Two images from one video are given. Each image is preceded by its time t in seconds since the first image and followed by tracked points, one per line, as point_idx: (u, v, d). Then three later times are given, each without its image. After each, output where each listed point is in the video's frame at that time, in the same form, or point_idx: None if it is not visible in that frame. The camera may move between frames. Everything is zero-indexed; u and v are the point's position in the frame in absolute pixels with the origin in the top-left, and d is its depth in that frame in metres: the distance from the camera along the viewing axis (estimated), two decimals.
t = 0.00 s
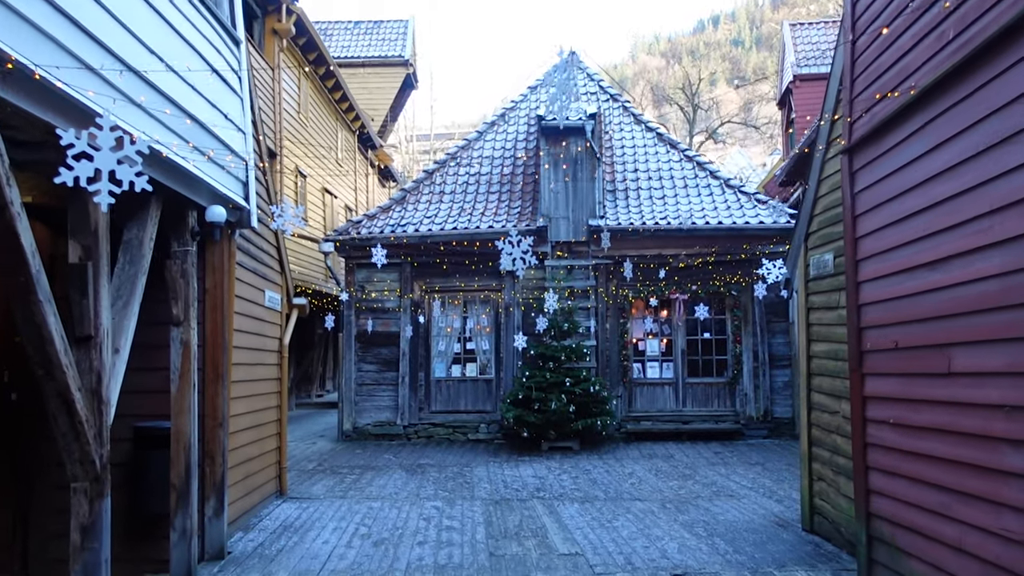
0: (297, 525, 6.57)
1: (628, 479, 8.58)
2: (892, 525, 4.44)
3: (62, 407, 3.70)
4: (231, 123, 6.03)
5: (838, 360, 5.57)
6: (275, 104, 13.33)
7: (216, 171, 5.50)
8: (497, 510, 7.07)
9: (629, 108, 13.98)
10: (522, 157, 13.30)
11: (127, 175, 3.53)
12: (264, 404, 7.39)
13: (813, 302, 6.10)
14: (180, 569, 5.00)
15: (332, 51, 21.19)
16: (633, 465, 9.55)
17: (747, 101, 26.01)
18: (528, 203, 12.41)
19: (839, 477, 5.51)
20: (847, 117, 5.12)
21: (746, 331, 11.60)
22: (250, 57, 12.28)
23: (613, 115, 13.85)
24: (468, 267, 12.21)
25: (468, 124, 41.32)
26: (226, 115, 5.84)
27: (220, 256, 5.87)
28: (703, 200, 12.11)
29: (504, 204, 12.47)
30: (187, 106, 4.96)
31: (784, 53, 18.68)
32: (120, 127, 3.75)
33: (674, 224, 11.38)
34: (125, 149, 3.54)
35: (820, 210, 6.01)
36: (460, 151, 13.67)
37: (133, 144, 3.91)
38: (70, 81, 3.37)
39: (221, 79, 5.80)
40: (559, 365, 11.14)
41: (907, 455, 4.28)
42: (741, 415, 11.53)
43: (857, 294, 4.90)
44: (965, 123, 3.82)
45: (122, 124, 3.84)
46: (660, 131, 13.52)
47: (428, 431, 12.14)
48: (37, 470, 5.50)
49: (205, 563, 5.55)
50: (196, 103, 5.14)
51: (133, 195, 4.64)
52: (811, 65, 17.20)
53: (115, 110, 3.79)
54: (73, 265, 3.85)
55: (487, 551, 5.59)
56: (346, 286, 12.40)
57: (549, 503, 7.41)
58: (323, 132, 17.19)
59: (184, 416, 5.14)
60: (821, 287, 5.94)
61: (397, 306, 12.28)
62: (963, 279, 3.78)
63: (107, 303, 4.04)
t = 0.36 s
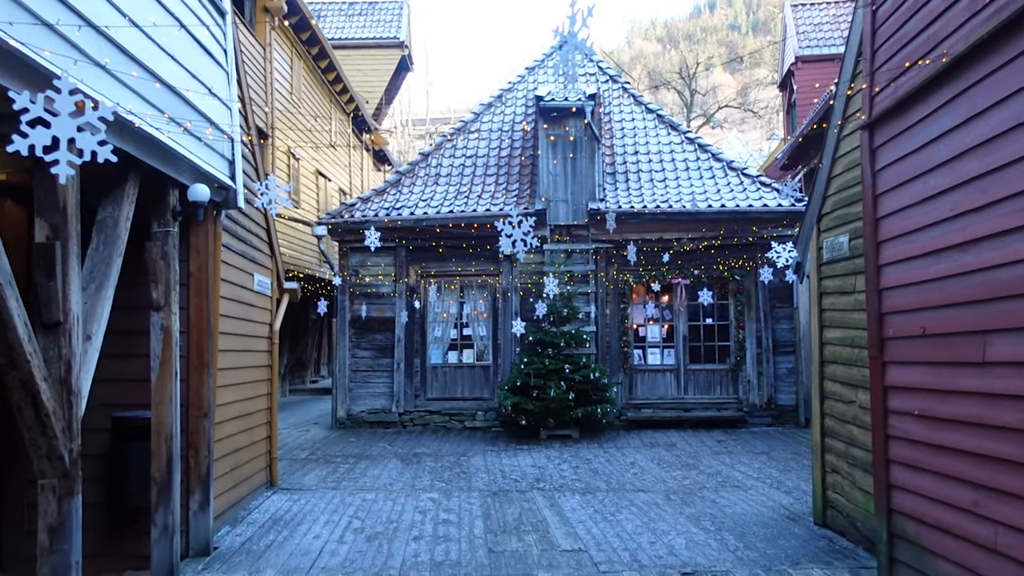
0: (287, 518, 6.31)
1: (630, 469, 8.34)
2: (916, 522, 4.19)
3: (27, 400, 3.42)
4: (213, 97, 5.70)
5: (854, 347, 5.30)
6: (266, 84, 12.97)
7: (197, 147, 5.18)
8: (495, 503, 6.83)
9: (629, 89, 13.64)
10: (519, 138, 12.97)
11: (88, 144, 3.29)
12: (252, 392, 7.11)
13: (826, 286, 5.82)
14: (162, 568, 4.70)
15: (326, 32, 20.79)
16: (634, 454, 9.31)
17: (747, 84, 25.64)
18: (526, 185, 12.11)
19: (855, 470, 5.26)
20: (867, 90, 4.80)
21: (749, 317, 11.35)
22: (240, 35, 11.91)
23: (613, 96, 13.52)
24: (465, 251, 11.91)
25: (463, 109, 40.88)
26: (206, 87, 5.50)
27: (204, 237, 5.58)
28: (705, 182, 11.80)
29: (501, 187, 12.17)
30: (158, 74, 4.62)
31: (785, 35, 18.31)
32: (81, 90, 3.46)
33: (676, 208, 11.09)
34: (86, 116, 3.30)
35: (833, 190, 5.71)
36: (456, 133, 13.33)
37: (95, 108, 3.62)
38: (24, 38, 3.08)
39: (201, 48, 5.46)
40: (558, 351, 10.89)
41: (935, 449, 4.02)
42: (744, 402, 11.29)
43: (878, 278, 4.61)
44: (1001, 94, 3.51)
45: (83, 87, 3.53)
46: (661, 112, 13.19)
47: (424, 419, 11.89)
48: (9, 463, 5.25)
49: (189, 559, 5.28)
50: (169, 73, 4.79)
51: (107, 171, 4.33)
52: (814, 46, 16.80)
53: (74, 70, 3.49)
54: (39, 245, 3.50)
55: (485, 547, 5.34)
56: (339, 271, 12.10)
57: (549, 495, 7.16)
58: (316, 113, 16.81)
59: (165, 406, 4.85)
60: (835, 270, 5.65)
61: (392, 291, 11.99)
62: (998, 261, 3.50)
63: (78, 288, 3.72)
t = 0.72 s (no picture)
0: (278, 512, 6.05)
1: (632, 460, 8.11)
2: (944, 520, 3.95)
3: None
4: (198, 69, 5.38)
5: (873, 335, 5.04)
6: (257, 64, 12.64)
7: (180, 120, 4.87)
8: (494, 496, 6.58)
9: (629, 71, 13.32)
10: (517, 122, 12.66)
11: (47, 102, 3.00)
12: (242, 381, 6.83)
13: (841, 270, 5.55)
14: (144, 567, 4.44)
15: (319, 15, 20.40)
16: (636, 444, 9.08)
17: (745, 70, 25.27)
18: (524, 169, 11.82)
19: (872, 463, 5.01)
20: (893, 61, 4.52)
21: (752, 304, 11.11)
22: (230, 13, 11.57)
23: (613, 78, 13.20)
24: (461, 237, 11.63)
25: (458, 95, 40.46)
26: (190, 58, 5.19)
27: (189, 218, 5.28)
28: (707, 166, 11.52)
29: (498, 171, 11.87)
30: (135, 38, 4.31)
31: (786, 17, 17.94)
32: (36, 43, 3.17)
33: (678, 191, 10.83)
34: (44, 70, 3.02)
35: (850, 169, 5.43)
36: (452, 115, 13.01)
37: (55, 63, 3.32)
38: None
39: (184, 16, 5.14)
40: (557, 339, 10.66)
41: (966, 442, 3.77)
42: (746, 391, 11.07)
43: (903, 261, 4.35)
44: None
45: (41, 41, 3.24)
46: (662, 95, 12.87)
47: (419, 408, 11.64)
48: None
49: (174, 557, 5.02)
50: (149, 38, 4.49)
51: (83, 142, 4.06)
52: (816, 29, 16.38)
53: (30, 23, 3.18)
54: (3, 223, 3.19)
55: (485, 544, 5.09)
56: (332, 256, 11.81)
57: (550, 488, 6.92)
58: (309, 96, 16.45)
59: (147, 395, 4.58)
60: (851, 254, 5.38)
61: (387, 277, 11.71)
62: None
63: (48, 269, 3.41)
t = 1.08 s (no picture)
0: (268, 512, 5.79)
1: (635, 455, 7.87)
2: (977, 524, 3.71)
3: None
4: (183, 45, 5.07)
5: (892, 326, 4.77)
6: (248, 47, 12.31)
7: (161, 98, 4.56)
8: (494, 493, 6.34)
9: (629, 56, 13.01)
10: (515, 107, 12.36)
11: None
12: (229, 374, 6.55)
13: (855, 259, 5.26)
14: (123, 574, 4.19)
15: None
16: (638, 438, 8.84)
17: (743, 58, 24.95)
18: (522, 155, 11.53)
19: (893, 460, 4.74)
20: (921, 36, 4.24)
21: (755, 294, 10.86)
22: None
23: (613, 63, 12.89)
24: (459, 224, 11.34)
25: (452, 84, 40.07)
26: (173, 32, 4.87)
27: (172, 202, 4.98)
28: (710, 153, 11.24)
29: (496, 157, 11.59)
30: (111, 7, 3.99)
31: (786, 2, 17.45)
32: None
33: (680, 178, 10.57)
34: None
35: (867, 154, 5.14)
36: (448, 101, 12.70)
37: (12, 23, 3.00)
38: None
39: None
40: (556, 329, 10.42)
41: (1001, 442, 3.52)
42: (749, 382, 10.85)
43: (931, 248, 4.09)
44: None
45: None
46: (663, 80, 12.58)
47: (415, 400, 11.39)
48: None
49: (157, 561, 4.78)
50: (128, 8, 4.18)
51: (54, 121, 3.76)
52: (818, 13, 15.89)
53: None
54: None
55: (486, 546, 4.84)
56: (325, 245, 11.52)
57: (551, 484, 6.68)
58: (302, 82, 16.11)
59: (126, 391, 4.30)
60: (867, 241, 5.08)
61: (382, 266, 11.43)
62: None
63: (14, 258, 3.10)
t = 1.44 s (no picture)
0: (256, 517, 5.51)
1: (638, 455, 7.62)
2: (1011, 534, 3.46)
3: None
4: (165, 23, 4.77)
5: (912, 322, 4.50)
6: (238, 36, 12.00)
7: (138, 76, 4.27)
8: (493, 496, 6.08)
9: (628, 46, 12.72)
10: (512, 98, 12.07)
11: None
12: (215, 372, 6.27)
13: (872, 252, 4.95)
14: None
15: None
16: (639, 437, 8.60)
17: (741, 52, 24.70)
18: (520, 147, 11.25)
19: (914, 463, 4.46)
20: (950, 13, 3.98)
21: (758, 289, 10.62)
22: None
23: (611, 53, 12.60)
24: (456, 216, 11.08)
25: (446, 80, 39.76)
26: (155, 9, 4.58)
27: (153, 190, 4.71)
28: (711, 145, 10.96)
29: (493, 148, 11.31)
30: None
31: None
32: None
33: (682, 170, 10.28)
34: None
35: (887, 141, 4.84)
36: (444, 92, 12.42)
37: None
38: None
39: None
40: (555, 326, 10.17)
41: None
42: (752, 379, 10.61)
43: (961, 239, 3.85)
44: None
45: None
46: (663, 71, 12.30)
47: (410, 398, 11.13)
48: None
49: (137, 571, 4.52)
50: None
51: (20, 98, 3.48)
52: (819, 5, 15.59)
53: None
54: None
55: (486, 554, 4.58)
56: (318, 239, 11.24)
57: (552, 486, 6.43)
58: (294, 73, 15.78)
59: (101, 392, 4.03)
60: (885, 233, 4.80)
61: (376, 261, 11.15)
62: None
63: None
